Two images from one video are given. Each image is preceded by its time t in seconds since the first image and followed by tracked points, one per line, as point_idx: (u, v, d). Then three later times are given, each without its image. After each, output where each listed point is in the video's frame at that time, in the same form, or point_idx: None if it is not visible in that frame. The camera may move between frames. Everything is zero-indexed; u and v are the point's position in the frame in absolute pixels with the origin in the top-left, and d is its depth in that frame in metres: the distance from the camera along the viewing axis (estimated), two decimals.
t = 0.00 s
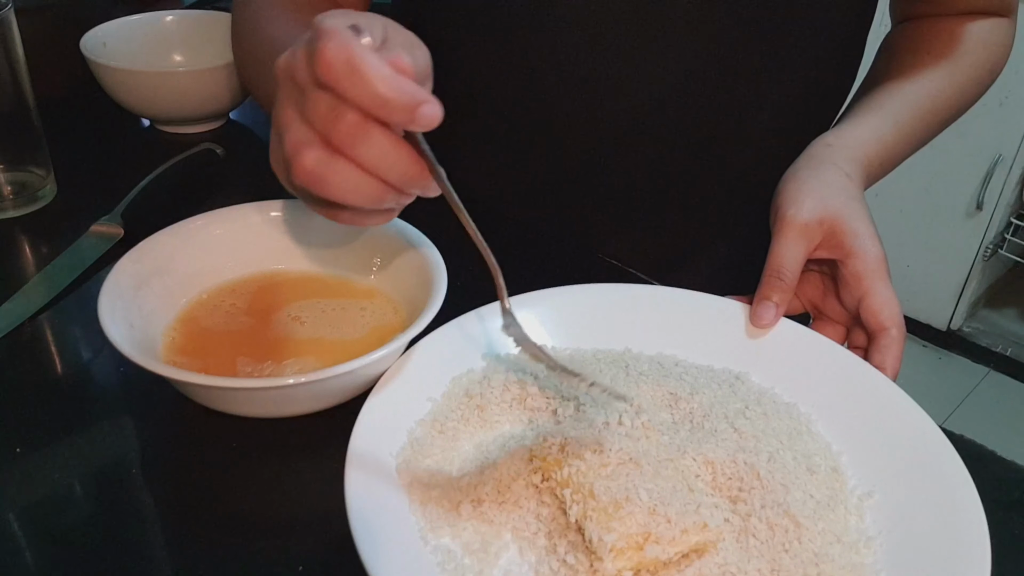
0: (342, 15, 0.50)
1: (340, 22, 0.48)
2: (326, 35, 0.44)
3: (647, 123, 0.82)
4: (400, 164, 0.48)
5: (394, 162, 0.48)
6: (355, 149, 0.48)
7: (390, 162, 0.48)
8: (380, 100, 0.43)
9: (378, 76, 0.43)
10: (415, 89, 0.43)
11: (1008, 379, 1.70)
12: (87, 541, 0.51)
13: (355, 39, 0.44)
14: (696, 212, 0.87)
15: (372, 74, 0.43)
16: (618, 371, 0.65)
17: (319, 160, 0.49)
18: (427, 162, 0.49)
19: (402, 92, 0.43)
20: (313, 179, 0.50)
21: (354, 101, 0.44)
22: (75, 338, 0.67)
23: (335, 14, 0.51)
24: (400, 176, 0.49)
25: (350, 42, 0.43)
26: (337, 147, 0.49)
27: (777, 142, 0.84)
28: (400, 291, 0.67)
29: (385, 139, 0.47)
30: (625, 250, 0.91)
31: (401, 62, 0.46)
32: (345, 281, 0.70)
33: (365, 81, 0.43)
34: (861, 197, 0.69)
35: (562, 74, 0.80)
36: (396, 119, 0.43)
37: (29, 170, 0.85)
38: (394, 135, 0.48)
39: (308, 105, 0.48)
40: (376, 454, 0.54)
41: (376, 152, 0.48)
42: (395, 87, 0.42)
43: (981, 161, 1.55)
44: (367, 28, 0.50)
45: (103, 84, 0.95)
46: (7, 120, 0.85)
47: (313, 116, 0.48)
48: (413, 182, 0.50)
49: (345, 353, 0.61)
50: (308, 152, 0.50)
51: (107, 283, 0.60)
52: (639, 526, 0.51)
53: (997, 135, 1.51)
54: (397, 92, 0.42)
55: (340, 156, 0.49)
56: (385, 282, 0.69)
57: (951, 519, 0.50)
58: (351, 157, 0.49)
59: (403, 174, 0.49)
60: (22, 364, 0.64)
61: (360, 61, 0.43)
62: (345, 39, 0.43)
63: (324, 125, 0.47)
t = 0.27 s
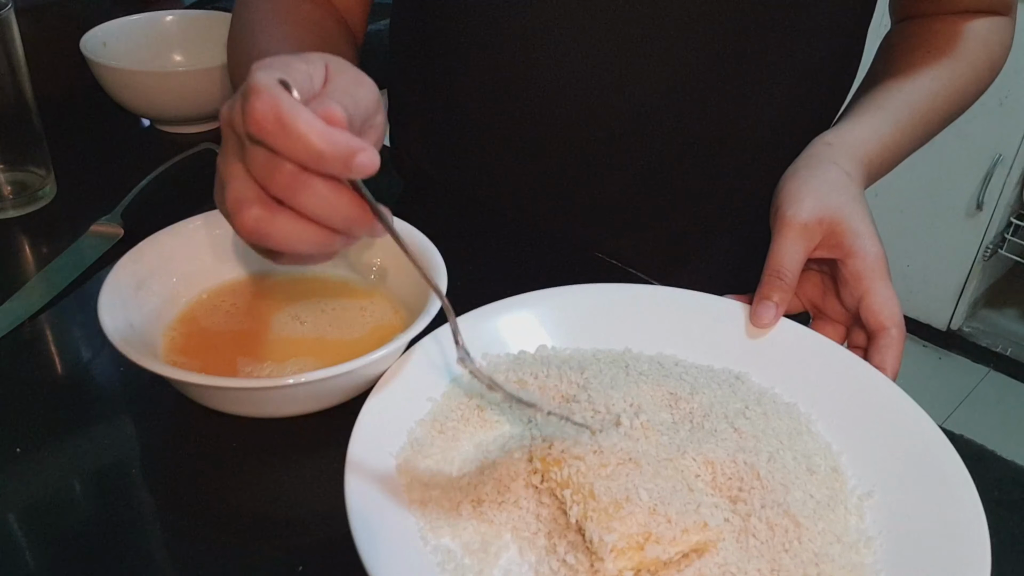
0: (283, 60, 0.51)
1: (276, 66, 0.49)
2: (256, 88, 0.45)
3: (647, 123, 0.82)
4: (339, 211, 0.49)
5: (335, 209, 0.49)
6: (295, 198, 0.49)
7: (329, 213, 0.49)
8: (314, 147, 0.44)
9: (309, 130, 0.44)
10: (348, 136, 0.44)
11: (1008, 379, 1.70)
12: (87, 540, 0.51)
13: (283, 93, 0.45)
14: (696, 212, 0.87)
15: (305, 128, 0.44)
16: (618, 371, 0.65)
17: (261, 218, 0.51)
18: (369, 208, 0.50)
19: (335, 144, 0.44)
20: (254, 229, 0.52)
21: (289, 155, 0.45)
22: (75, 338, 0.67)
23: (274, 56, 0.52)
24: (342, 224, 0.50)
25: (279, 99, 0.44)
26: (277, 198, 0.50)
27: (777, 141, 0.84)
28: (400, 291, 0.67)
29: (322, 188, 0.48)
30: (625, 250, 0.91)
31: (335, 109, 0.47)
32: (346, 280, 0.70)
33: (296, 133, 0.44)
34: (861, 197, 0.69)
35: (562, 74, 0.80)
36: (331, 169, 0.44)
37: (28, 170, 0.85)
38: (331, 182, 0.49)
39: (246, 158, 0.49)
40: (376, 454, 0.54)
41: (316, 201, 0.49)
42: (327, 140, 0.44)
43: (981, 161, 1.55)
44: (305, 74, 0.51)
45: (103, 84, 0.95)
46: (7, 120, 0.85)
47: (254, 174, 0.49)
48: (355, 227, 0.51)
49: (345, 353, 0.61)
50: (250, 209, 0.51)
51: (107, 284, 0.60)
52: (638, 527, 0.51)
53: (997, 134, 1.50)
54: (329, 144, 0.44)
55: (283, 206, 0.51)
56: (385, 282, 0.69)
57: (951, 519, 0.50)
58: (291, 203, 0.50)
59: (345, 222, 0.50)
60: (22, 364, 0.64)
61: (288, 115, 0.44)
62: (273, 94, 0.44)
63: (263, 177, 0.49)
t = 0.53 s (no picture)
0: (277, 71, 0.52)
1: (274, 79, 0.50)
2: (256, 108, 0.46)
3: (647, 123, 0.81)
4: (339, 224, 0.50)
5: (334, 224, 0.50)
6: (294, 214, 0.50)
7: (330, 225, 0.50)
8: (318, 164, 0.45)
9: (312, 147, 0.45)
10: (348, 154, 0.46)
11: (1010, 379, 1.69)
12: (84, 542, 0.51)
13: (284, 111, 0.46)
14: (697, 211, 0.87)
15: (305, 146, 0.45)
16: (618, 371, 0.64)
17: (262, 235, 0.52)
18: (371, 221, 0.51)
19: (338, 160, 0.45)
20: (257, 246, 0.53)
21: (293, 174, 0.46)
22: (73, 338, 0.66)
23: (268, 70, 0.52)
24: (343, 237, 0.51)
25: (281, 117, 0.45)
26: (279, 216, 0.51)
27: (777, 141, 0.83)
28: (399, 291, 0.67)
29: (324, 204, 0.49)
30: (625, 250, 0.90)
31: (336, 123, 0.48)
32: (344, 280, 0.69)
33: (301, 153, 0.45)
34: (862, 196, 0.69)
35: (562, 73, 0.80)
36: (336, 187, 0.46)
37: (26, 169, 0.85)
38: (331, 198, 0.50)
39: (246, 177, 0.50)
40: (374, 454, 0.53)
41: (318, 216, 0.50)
42: (328, 156, 0.45)
43: (983, 161, 1.54)
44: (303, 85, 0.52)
45: (101, 83, 0.94)
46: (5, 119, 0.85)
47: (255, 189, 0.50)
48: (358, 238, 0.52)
49: (344, 353, 0.60)
50: (251, 227, 0.52)
51: (104, 283, 0.60)
52: (640, 528, 0.51)
53: (999, 134, 1.50)
54: (332, 161, 0.45)
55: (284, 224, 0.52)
56: (385, 282, 0.68)
57: (953, 520, 0.50)
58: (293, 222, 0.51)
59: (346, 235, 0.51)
60: (20, 364, 0.64)
61: (290, 133, 0.45)
62: (274, 113, 0.45)
63: (264, 195, 0.50)
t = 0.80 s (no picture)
0: (263, 119, 0.51)
1: (252, 134, 0.49)
2: (219, 168, 0.45)
3: (646, 123, 0.81)
4: (303, 293, 0.48)
5: (301, 293, 0.48)
6: (257, 280, 0.48)
7: (296, 295, 0.48)
8: (273, 234, 0.43)
9: (268, 217, 0.43)
10: (310, 227, 0.44)
11: (1010, 379, 1.69)
12: (84, 542, 0.51)
13: (249, 178, 0.45)
14: (696, 212, 0.87)
15: (262, 213, 0.43)
16: (618, 371, 0.64)
17: (231, 296, 0.49)
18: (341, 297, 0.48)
19: (294, 233, 0.44)
20: (225, 309, 0.50)
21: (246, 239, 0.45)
22: (72, 338, 0.66)
23: (255, 118, 0.51)
24: (310, 308, 0.49)
25: (238, 180, 0.44)
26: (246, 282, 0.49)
27: (776, 141, 0.83)
28: (399, 291, 0.67)
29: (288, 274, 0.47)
30: (625, 251, 0.90)
31: (309, 186, 0.47)
32: (344, 280, 0.69)
33: (256, 220, 0.43)
34: (861, 197, 0.69)
35: (561, 73, 0.80)
36: (291, 259, 0.44)
37: (26, 169, 0.85)
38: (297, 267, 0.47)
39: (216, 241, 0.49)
40: (375, 455, 0.53)
41: (282, 282, 0.47)
42: (284, 228, 0.43)
43: (983, 161, 1.54)
44: (285, 138, 0.51)
45: (101, 83, 0.94)
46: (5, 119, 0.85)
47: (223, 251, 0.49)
48: (326, 313, 0.49)
49: (344, 353, 0.60)
50: (220, 287, 0.50)
51: (103, 283, 0.60)
52: (643, 528, 0.51)
53: (998, 134, 1.50)
54: (289, 234, 0.43)
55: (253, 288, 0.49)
56: (384, 282, 0.68)
57: (953, 521, 0.50)
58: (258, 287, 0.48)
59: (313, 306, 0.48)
60: (19, 364, 0.64)
61: (245, 200, 0.44)
62: (236, 178, 0.44)
63: (231, 257, 0.48)
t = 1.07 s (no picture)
0: (253, 186, 0.49)
1: (242, 211, 0.47)
2: (214, 257, 0.43)
3: (646, 123, 0.81)
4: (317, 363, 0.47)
5: (314, 362, 0.47)
6: (269, 357, 0.47)
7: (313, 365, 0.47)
8: (278, 319, 0.43)
9: (271, 303, 0.42)
10: (311, 304, 0.43)
11: (1010, 379, 1.69)
12: (84, 542, 0.51)
13: (244, 263, 0.43)
14: (696, 212, 0.87)
15: (262, 300, 0.42)
16: (618, 370, 0.64)
17: (244, 371, 0.48)
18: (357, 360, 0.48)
19: (298, 315, 0.43)
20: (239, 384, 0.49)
21: (248, 325, 0.44)
22: (73, 338, 0.66)
23: (241, 186, 0.49)
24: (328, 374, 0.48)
25: (235, 269, 0.43)
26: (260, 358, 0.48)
27: (776, 141, 0.83)
28: (399, 291, 0.67)
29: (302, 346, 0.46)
30: (625, 251, 0.90)
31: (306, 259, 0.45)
32: (343, 279, 0.69)
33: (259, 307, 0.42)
34: (863, 197, 0.69)
35: (560, 72, 0.80)
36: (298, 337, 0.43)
37: (26, 169, 0.85)
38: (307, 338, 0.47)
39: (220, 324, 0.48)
40: (375, 455, 0.53)
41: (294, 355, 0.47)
42: (286, 311, 0.42)
43: (982, 161, 1.54)
44: (275, 206, 0.49)
45: (100, 83, 0.94)
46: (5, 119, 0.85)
47: (229, 331, 0.47)
48: (338, 374, 0.48)
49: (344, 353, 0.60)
50: (230, 362, 0.49)
51: (104, 283, 0.60)
52: (644, 529, 0.51)
53: (998, 135, 1.50)
54: (292, 314, 0.43)
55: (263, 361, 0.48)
56: (384, 282, 0.68)
57: (953, 522, 0.50)
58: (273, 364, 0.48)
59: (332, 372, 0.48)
60: (19, 365, 0.64)
61: (243, 287, 0.42)
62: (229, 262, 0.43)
63: (234, 334, 0.47)
